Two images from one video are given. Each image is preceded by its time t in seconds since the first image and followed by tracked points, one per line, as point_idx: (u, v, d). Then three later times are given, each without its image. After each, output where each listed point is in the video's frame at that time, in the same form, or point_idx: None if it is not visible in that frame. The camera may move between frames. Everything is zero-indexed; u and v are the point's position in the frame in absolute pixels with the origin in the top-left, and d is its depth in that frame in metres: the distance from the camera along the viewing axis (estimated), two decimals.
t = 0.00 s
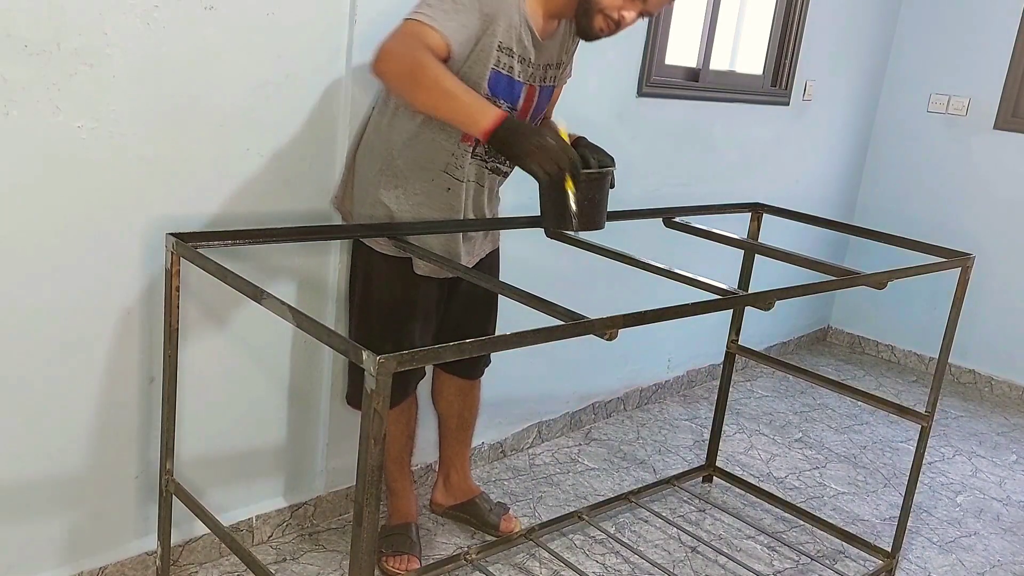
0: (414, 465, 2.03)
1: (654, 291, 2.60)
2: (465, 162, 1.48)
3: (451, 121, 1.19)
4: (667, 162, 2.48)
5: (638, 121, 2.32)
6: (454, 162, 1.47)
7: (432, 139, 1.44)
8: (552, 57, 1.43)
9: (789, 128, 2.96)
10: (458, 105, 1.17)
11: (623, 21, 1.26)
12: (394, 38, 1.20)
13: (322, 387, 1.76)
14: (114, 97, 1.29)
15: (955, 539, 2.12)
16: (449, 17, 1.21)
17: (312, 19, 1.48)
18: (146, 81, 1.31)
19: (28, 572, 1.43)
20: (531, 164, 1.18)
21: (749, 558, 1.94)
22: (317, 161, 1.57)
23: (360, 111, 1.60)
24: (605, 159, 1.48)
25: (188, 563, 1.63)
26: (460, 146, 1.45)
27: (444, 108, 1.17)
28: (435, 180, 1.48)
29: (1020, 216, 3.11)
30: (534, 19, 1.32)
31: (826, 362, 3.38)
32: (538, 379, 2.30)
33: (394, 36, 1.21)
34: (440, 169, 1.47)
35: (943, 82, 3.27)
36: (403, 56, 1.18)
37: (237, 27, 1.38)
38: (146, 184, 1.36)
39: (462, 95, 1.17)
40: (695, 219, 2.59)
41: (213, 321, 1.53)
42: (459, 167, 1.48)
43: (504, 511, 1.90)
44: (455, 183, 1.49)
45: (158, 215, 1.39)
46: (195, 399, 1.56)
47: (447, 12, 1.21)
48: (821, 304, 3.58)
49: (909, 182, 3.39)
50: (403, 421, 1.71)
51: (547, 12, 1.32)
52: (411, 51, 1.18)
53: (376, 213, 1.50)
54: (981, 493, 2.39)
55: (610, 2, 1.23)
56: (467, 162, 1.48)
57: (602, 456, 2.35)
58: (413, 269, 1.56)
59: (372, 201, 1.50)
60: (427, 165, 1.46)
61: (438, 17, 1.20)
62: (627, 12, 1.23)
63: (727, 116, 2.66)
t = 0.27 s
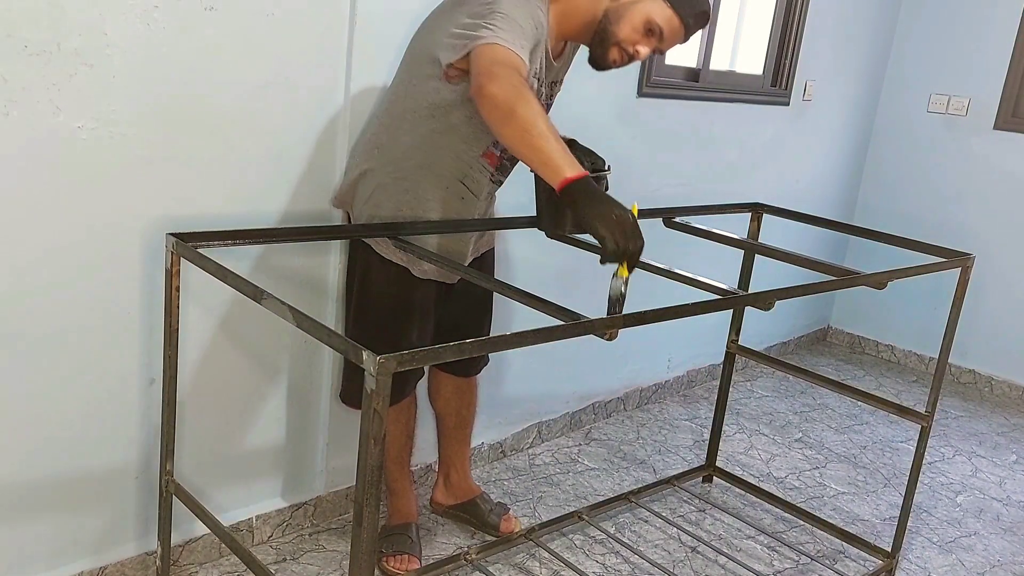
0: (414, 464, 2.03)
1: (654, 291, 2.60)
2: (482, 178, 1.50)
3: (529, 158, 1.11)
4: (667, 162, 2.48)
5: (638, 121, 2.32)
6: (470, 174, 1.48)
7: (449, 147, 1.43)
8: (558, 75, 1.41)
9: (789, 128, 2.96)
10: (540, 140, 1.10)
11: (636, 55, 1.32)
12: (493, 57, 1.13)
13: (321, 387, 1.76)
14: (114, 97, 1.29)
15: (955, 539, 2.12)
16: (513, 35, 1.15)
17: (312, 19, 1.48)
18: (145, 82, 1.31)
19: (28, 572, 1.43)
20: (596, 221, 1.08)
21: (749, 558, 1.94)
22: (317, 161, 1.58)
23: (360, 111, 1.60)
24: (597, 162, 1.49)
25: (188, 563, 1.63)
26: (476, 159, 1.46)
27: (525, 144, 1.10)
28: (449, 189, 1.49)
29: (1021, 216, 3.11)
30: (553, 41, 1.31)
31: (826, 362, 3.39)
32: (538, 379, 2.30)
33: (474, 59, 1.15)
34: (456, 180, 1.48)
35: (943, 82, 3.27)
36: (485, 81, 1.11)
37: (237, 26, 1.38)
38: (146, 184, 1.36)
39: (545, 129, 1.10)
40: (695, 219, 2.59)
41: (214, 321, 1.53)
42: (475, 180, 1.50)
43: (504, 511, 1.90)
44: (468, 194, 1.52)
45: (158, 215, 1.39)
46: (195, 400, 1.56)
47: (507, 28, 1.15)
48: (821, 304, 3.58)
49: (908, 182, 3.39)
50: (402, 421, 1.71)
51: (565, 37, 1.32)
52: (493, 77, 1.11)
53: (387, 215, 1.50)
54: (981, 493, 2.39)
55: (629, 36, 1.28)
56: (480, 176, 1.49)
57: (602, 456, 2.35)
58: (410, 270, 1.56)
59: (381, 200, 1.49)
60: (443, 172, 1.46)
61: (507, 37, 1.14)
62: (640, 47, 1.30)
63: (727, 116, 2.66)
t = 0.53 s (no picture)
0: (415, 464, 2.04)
1: (654, 291, 2.60)
2: (485, 184, 1.50)
3: (545, 159, 1.10)
4: (667, 162, 2.48)
5: (638, 121, 2.32)
6: (472, 179, 1.47)
7: (459, 151, 1.42)
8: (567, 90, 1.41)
9: (789, 128, 2.96)
10: (557, 140, 1.09)
11: (641, 72, 1.31)
12: (506, 59, 1.12)
13: (322, 387, 1.76)
14: (114, 97, 1.29)
15: (955, 539, 2.12)
16: (526, 39, 1.16)
17: (312, 20, 1.48)
18: (145, 82, 1.31)
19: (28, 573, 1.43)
20: (603, 225, 1.10)
21: (749, 558, 1.94)
22: (317, 161, 1.58)
23: (360, 111, 1.60)
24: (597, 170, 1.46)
25: (188, 563, 1.63)
26: (482, 165, 1.45)
27: (541, 146, 1.09)
28: (451, 192, 1.49)
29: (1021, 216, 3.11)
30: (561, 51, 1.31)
31: (826, 362, 3.39)
32: (538, 379, 2.30)
33: (488, 61, 1.14)
34: (458, 184, 1.48)
35: (943, 82, 3.28)
36: (501, 81, 1.10)
37: (237, 27, 1.39)
38: (147, 184, 1.36)
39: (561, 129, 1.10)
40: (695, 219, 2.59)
41: (214, 321, 1.53)
42: (478, 185, 1.49)
43: (504, 511, 1.90)
44: (469, 200, 1.51)
45: (158, 215, 1.39)
46: (195, 400, 1.56)
47: (520, 31, 1.16)
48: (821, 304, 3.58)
49: (908, 182, 3.39)
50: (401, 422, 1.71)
51: (572, 48, 1.33)
52: (510, 77, 1.10)
53: (401, 216, 1.50)
54: (981, 493, 2.39)
55: (635, 52, 1.28)
56: (485, 182, 1.49)
57: (602, 456, 2.35)
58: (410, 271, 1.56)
59: (388, 200, 1.49)
60: (449, 176, 1.46)
61: (521, 40, 1.15)
62: (645, 65, 1.30)
63: (727, 116, 2.66)
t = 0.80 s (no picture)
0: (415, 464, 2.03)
1: (654, 291, 2.60)
2: (485, 185, 1.50)
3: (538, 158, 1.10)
4: (667, 162, 2.48)
5: (638, 121, 2.32)
6: (471, 179, 1.48)
7: (459, 152, 1.42)
8: (570, 90, 1.41)
9: (789, 128, 2.96)
10: (554, 142, 1.09)
11: (640, 73, 1.31)
12: (509, 57, 1.12)
13: (321, 387, 1.75)
14: (114, 97, 1.29)
15: (955, 539, 2.12)
16: (527, 39, 1.16)
17: (312, 20, 1.48)
18: (145, 82, 1.31)
19: (28, 573, 1.43)
20: (602, 228, 1.10)
21: (749, 558, 1.94)
22: (317, 161, 1.58)
23: (359, 111, 1.60)
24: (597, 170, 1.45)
25: (188, 563, 1.63)
26: (482, 165, 1.46)
27: (541, 145, 1.10)
28: (451, 192, 1.49)
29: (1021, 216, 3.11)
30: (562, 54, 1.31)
31: (826, 362, 3.39)
32: (537, 379, 2.30)
33: (490, 58, 1.14)
34: (458, 184, 1.48)
35: (943, 82, 3.27)
36: (501, 79, 1.10)
37: (237, 26, 1.38)
38: (146, 184, 1.36)
39: (559, 131, 1.10)
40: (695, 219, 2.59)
41: (214, 322, 1.53)
42: (477, 185, 1.50)
43: (504, 511, 1.90)
44: (468, 200, 1.52)
45: (158, 215, 1.39)
46: (195, 400, 1.56)
47: (522, 30, 1.16)
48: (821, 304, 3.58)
49: (908, 182, 3.39)
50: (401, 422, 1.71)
51: (573, 49, 1.32)
52: (511, 75, 1.10)
53: (402, 217, 1.51)
54: (981, 493, 2.39)
55: (635, 54, 1.28)
56: (486, 182, 1.50)
57: (602, 456, 2.35)
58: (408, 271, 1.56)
59: (390, 201, 1.49)
60: (450, 176, 1.46)
61: (523, 40, 1.15)
62: (645, 66, 1.30)
63: (728, 116, 2.66)
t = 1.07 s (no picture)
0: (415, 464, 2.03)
1: (654, 291, 2.60)
2: (486, 186, 1.50)
3: (530, 160, 1.11)
4: (668, 161, 2.48)
5: (638, 121, 2.32)
6: (472, 181, 1.47)
7: (460, 154, 1.42)
8: (572, 95, 1.41)
9: (789, 128, 2.96)
10: (546, 143, 1.10)
11: (644, 81, 1.31)
12: (512, 57, 1.12)
13: (321, 387, 1.75)
14: (115, 98, 1.29)
15: (955, 539, 2.12)
16: (530, 37, 1.16)
17: (312, 20, 1.48)
18: (145, 82, 1.31)
19: (28, 573, 1.43)
20: (591, 224, 1.09)
21: (749, 558, 1.94)
22: (317, 162, 1.58)
23: (359, 111, 1.60)
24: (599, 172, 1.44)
25: (188, 563, 1.63)
26: (484, 166, 1.45)
27: (531, 150, 1.10)
28: (451, 193, 1.49)
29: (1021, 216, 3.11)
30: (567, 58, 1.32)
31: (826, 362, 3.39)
32: (537, 379, 2.30)
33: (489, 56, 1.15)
34: (459, 185, 1.48)
35: (943, 82, 3.28)
36: (497, 77, 1.11)
37: (237, 26, 1.39)
38: (146, 184, 1.36)
39: (551, 131, 1.10)
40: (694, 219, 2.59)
41: (215, 322, 1.53)
42: (478, 187, 1.49)
43: (503, 511, 1.90)
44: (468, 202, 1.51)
45: (158, 215, 1.39)
46: (195, 400, 1.56)
47: (526, 31, 1.16)
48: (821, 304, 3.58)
49: (908, 182, 3.39)
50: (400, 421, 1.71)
51: (577, 54, 1.33)
52: (507, 74, 1.10)
53: (403, 219, 1.51)
54: (981, 493, 2.39)
55: (640, 61, 1.28)
56: (487, 183, 1.48)
57: (602, 456, 2.35)
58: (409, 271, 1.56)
59: (390, 202, 1.49)
60: (451, 178, 1.46)
61: (525, 38, 1.15)
62: (649, 74, 1.30)
63: (728, 116, 2.66)
